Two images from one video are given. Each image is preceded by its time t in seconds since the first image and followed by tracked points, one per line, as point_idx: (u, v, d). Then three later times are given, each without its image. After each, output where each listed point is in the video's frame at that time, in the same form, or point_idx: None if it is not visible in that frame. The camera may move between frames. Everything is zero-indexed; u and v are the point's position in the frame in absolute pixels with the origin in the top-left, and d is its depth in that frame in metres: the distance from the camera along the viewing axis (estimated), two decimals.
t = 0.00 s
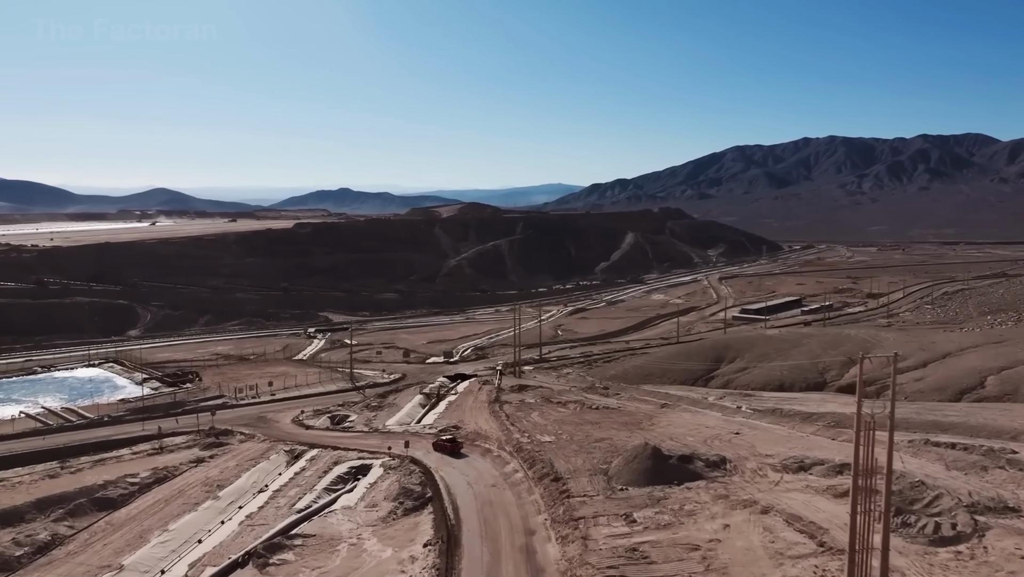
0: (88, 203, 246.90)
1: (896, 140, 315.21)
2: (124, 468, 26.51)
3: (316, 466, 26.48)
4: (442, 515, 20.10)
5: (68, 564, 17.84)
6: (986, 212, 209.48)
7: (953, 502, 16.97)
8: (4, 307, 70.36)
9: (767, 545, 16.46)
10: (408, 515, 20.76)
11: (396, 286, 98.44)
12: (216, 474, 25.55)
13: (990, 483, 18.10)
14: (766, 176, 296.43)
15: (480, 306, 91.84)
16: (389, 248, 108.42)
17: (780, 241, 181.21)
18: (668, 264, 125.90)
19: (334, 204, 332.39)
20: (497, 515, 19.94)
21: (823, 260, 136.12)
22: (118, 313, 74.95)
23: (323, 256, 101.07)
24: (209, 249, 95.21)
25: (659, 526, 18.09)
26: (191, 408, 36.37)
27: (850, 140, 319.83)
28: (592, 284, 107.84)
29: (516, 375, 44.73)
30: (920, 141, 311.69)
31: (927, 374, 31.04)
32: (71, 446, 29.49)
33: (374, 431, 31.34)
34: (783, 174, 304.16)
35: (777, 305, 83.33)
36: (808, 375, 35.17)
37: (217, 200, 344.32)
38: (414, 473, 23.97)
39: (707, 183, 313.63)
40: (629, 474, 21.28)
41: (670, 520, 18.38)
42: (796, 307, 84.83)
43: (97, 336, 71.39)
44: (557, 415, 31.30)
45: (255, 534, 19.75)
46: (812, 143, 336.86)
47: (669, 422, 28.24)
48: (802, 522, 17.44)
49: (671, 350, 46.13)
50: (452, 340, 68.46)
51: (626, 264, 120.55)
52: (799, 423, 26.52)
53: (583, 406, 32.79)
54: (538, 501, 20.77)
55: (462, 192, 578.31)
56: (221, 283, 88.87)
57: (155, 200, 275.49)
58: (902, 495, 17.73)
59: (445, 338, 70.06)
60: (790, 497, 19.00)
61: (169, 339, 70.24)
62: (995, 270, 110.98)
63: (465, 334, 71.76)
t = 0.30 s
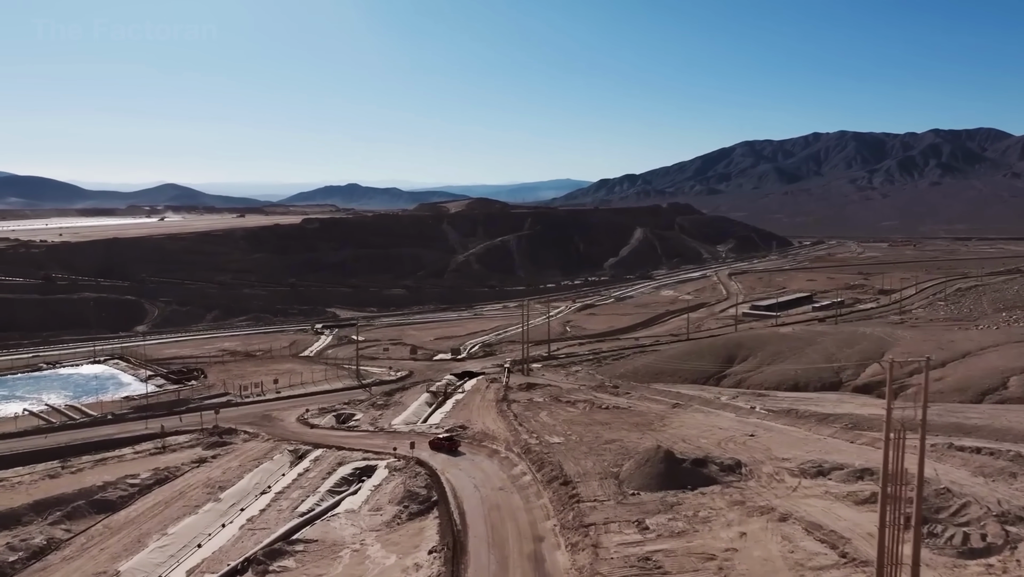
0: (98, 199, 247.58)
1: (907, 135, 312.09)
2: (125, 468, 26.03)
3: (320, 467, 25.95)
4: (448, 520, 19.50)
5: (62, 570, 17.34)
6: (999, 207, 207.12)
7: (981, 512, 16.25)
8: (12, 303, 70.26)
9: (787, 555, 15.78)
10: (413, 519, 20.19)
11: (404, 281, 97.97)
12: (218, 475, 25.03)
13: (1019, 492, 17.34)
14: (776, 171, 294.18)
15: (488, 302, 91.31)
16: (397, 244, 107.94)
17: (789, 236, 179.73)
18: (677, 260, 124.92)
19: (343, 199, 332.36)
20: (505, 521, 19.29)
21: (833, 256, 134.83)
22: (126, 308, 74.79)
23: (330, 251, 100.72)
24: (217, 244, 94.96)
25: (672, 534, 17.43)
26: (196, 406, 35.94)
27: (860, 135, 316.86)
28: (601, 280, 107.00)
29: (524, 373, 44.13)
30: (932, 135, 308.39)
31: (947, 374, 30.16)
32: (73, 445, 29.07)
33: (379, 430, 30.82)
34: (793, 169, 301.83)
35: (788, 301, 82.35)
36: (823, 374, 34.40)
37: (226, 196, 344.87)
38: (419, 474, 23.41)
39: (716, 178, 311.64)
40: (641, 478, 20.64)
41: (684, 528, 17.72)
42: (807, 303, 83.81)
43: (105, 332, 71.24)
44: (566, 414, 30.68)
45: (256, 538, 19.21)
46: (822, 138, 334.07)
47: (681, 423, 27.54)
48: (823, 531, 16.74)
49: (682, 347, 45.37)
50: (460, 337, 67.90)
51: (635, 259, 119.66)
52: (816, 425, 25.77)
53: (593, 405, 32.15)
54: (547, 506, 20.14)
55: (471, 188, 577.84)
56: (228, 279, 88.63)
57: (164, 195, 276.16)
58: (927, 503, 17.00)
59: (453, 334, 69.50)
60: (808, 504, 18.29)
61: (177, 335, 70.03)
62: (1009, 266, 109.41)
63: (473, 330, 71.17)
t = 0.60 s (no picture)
0: (107, 194, 248.48)
1: (919, 128, 309.00)
2: (127, 467, 25.62)
3: (324, 466, 25.49)
4: (454, 524, 18.96)
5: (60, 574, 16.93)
6: (1012, 202, 204.76)
7: (1009, 521, 15.60)
8: (20, 298, 70.17)
9: (806, 564, 15.17)
10: (419, 521, 19.68)
11: (411, 276, 97.58)
12: (221, 474, 24.58)
13: None
14: (785, 165, 291.95)
15: (496, 297, 90.76)
16: (405, 239, 107.51)
17: (799, 231, 178.24)
18: (686, 254, 123.99)
19: (352, 194, 332.37)
20: (513, 525, 18.75)
21: (843, 251, 133.55)
22: (133, 303, 74.65)
23: (338, 246, 100.38)
24: (224, 239, 94.72)
25: (686, 540, 16.85)
26: (201, 403, 35.56)
27: (871, 129, 313.93)
28: (609, 275, 106.29)
29: (532, 369, 43.58)
30: (943, 129, 305.28)
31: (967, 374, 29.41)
32: (76, 442, 28.70)
33: (385, 428, 30.32)
34: (803, 164, 299.57)
35: (799, 297, 81.45)
36: (837, 373, 33.74)
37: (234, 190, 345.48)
38: (425, 475, 22.90)
39: (725, 173, 309.69)
40: (653, 481, 20.05)
41: (698, 534, 17.12)
42: (818, 299, 82.89)
43: (113, 326, 71.11)
44: (575, 413, 30.13)
45: (258, 541, 18.73)
46: (832, 132, 331.34)
47: (693, 423, 26.92)
48: (843, 538, 16.12)
49: (692, 344, 44.67)
50: (467, 332, 67.39)
51: (644, 254, 118.82)
52: (832, 426, 25.11)
53: (602, 404, 31.59)
54: (556, 509, 19.60)
55: (479, 183, 577.30)
56: (236, 274, 88.38)
57: (173, 190, 276.94)
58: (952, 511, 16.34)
59: (460, 330, 69.01)
60: (827, 509, 17.67)
61: (184, 330, 69.85)
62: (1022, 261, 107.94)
63: (480, 326, 70.64)
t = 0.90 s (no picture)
0: (120, 186, 249.93)
1: (934, 120, 305.01)
2: (131, 464, 25.20)
3: (330, 464, 24.97)
4: (463, 527, 18.37)
5: None
6: None
7: None
8: (31, 291, 70.17)
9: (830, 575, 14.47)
10: (427, 523, 19.11)
11: (421, 269, 97.07)
12: (225, 472, 24.10)
13: None
14: (798, 158, 289.04)
15: (507, 290, 90.14)
16: (415, 232, 107.00)
17: (811, 224, 176.35)
18: (698, 247, 122.82)
19: (362, 185, 332.57)
20: (524, 530, 18.13)
21: (857, 244, 131.84)
22: (144, 296, 74.58)
23: (348, 239, 100.00)
24: (235, 231, 94.49)
25: (703, 547, 16.17)
26: (207, 398, 35.14)
27: (885, 121, 310.04)
28: (620, 268, 105.33)
29: (543, 365, 42.91)
30: (959, 121, 301.04)
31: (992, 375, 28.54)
32: (81, 438, 28.32)
33: (393, 425, 29.74)
34: (816, 156, 296.52)
35: (813, 290, 80.28)
36: (857, 371, 32.92)
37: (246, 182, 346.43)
38: (432, 475, 22.34)
39: (737, 165, 307.09)
40: (668, 484, 19.35)
41: (716, 540, 16.43)
42: (832, 293, 81.71)
43: (123, 319, 71.06)
44: (586, 410, 29.46)
45: (261, 544, 18.21)
46: (846, 124, 327.80)
47: (708, 422, 26.19)
48: (868, 547, 15.40)
49: (706, 339, 43.79)
50: (478, 326, 66.83)
51: (655, 247, 117.81)
52: (853, 426, 24.29)
53: (615, 401, 30.91)
54: (568, 512, 18.96)
55: (490, 175, 576.43)
56: (246, 266, 88.18)
57: (185, 181, 278.05)
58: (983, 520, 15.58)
59: (470, 323, 68.46)
60: (851, 516, 16.94)
61: (194, 323, 69.71)
62: None
63: (490, 319, 70.06)
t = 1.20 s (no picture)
0: (133, 178, 250.89)
1: (951, 111, 300.62)
2: (137, 461, 24.83)
3: (338, 462, 24.47)
4: (473, 531, 17.78)
5: None
6: None
7: None
8: (43, 283, 70.21)
9: None
10: (436, 526, 18.55)
11: (433, 261, 96.52)
12: (231, 470, 23.66)
13: None
14: (813, 149, 285.70)
15: (518, 282, 89.49)
16: (426, 224, 106.41)
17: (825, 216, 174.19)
18: (710, 240, 121.57)
19: (374, 177, 332.32)
20: (535, 534, 17.52)
21: (872, 237, 130.13)
22: (155, 288, 74.53)
23: (358, 231, 99.58)
24: (246, 223, 94.29)
25: (723, 555, 15.49)
26: (215, 392, 34.76)
27: (901, 112, 305.68)
28: (632, 261, 104.31)
29: (554, 359, 42.24)
30: (977, 112, 296.31)
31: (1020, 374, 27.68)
32: (87, 434, 27.99)
33: (402, 422, 29.19)
34: (830, 148, 293.14)
35: (828, 283, 79.10)
36: (877, 368, 32.06)
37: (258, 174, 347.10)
38: (442, 475, 21.76)
39: (750, 157, 304.18)
40: (685, 487, 18.67)
41: (736, 548, 15.76)
42: (848, 287, 80.49)
43: (135, 311, 71.03)
44: (599, 408, 28.80)
45: (265, 546, 17.70)
46: (861, 115, 323.63)
47: (725, 421, 25.44)
48: (898, 557, 14.66)
49: (720, 333, 42.94)
50: (489, 319, 66.23)
51: (667, 240, 116.68)
52: (876, 426, 23.49)
53: (628, 398, 30.21)
54: (581, 515, 18.35)
55: (501, 167, 574.59)
56: (257, 259, 87.96)
57: (198, 173, 279.01)
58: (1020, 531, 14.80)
59: (481, 316, 67.87)
60: (878, 523, 16.20)
61: (206, 315, 69.57)
62: None
63: (501, 312, 69.46)
